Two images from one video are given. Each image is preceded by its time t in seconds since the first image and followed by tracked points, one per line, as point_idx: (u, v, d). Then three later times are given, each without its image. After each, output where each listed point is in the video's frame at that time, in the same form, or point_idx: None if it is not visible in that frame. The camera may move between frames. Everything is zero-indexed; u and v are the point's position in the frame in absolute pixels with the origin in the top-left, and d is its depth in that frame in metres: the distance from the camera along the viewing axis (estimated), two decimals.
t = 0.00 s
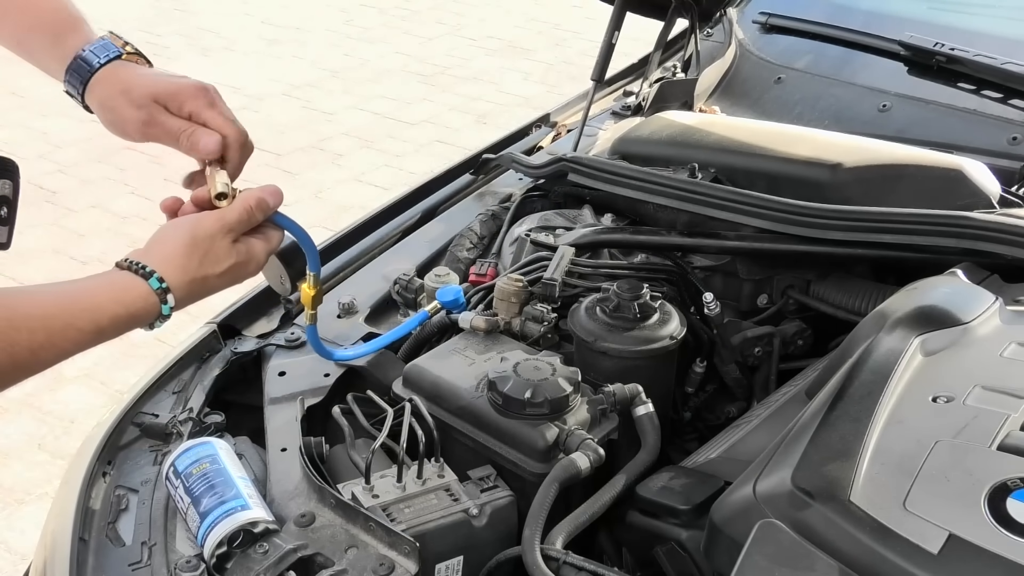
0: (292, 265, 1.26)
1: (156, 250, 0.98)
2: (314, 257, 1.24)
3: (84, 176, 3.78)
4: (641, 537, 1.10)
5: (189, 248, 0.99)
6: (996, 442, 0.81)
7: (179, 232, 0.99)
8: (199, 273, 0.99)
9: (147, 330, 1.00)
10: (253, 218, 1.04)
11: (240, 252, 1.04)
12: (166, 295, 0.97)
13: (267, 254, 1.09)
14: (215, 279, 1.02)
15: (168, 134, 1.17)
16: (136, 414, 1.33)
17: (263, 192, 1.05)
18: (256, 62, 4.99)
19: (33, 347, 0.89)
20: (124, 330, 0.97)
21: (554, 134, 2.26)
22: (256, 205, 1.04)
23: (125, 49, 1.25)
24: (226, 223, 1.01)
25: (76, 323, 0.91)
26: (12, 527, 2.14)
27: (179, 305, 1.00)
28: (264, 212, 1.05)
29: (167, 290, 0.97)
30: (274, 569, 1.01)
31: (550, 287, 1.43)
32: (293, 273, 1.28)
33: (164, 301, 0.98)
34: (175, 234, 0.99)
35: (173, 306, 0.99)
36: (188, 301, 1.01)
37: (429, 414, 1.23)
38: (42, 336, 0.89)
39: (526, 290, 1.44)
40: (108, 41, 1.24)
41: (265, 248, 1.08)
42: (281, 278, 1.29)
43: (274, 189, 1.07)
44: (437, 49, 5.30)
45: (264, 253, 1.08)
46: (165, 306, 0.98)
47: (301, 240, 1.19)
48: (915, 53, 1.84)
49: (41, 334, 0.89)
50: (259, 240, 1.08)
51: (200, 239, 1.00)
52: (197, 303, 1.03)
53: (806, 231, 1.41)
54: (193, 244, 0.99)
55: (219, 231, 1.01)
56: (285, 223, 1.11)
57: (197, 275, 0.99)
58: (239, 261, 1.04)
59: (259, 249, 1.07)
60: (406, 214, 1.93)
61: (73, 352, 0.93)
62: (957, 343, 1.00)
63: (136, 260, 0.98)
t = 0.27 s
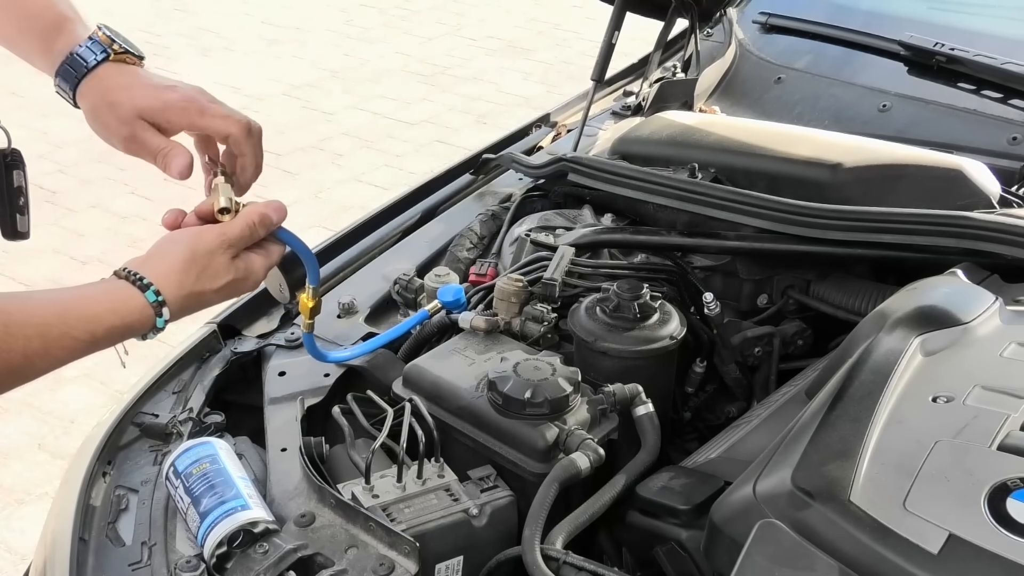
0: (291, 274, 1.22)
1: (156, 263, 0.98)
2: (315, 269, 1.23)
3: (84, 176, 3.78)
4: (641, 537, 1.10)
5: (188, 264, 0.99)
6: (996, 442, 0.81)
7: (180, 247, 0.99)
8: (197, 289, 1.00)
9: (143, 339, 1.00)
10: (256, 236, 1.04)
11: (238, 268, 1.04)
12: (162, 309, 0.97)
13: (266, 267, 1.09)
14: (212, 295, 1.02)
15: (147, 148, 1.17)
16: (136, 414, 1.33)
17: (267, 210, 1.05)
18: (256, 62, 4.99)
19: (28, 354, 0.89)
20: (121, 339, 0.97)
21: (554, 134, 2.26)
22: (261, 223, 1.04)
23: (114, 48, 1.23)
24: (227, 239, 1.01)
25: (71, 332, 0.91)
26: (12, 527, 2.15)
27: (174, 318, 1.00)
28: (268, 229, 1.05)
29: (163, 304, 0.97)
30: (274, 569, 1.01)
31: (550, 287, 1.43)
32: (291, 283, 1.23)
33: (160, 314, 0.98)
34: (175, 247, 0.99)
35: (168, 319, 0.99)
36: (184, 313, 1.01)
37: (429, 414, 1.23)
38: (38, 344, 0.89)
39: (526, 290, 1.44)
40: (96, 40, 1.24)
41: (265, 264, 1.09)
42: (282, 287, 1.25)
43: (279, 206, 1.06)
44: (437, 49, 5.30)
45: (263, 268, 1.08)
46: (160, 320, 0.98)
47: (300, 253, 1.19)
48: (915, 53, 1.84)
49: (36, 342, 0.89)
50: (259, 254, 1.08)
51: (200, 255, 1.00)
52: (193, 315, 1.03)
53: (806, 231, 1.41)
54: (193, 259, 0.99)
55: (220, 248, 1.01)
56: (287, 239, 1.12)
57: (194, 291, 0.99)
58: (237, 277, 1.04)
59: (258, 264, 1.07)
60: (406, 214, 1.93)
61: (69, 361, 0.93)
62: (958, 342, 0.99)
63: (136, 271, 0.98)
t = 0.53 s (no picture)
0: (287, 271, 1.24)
1: (154, 264, 0.98)
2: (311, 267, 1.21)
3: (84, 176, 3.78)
4: (641, 537, 1.10)
5: (186, 264, 0.99)
6: (996, 442, 0.81)
7: (177, 247, 0.99)
8: (195, 289, 1.00)
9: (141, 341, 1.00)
10: (252, 235, 1.04)
11: (236, 267, 1.04)
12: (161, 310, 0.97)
13: (263, 267, 1.09)
14: (210, 295, 1.02)
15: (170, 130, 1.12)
16: (136, 414, 1.33)
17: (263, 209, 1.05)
18: (256, 62, 4.99)
19: (27, 354, 0.89)
20: (118, 342, 0.97)
21: (554, 134, 2.26)
22: (257, 222, 1.04)
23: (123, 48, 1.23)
24: (224, 238, 1.01)
25: (70, 333, 0.91)
26: (12, 527, 2.15)
27: (173, 318, 1.00)
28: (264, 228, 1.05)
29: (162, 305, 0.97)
30: (273, 569, 1.01)
31: (550, 287, 1.43)
32: (291, 281, 1.26)
33: (159, 316, 0.98)
34: (172, 247, 0.99)
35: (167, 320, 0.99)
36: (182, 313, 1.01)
37: (429, 414, 1.23)
38: (37, 344, 0.89)
39: (526, 290, 1.44)
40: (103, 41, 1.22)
41: (262, 262, 1.08)
42: (279, 284, 1.28)
43: (274, 205, 1.06)
44: (437, 49, 5.30)
45: (260, 267, 1.08)
46: (159, 321, 0.98)
47: (298, 254, 1.18)
48: (915, 53, 1.84)
49: (35, 342, 0.89)
50: (256, 253, 1.08)
51: (197, 255, 0.99)
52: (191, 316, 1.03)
53: (806, 231, 1.41)
54: (191, 259, 0.99)
55: (217, 247, 1.01)
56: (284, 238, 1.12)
57: (192, 291, 0.99)
58: (235, 276, 1.04)
59: (256, 263, 1.07)
60: (406, 214, 1.93)
61: (66, 362, 0.93)
62: (958, 342, 1.00)
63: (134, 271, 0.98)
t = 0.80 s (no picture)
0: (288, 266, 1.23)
1: (155, 262, 0.98)
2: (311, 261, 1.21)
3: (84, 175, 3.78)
4: (641, 537, 1.10)
5: (187, 260, 0.98)
6: (996, 442, 0.81)
7: (178, 243, 0.99)
8: (197, 285, 1.00)
9: (145, 338, 1.00)
10: (252, 229, 1.04)
11: (238, 263, 1.04)
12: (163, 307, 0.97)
13: (264, 261, 1.09)
14: (212, 290, 1.02)
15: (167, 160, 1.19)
16: (135, 414, 1.33)
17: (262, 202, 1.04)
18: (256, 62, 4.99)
19: (32, 352, 0.89)
20: (122, 339, 0.97)
21: (554, 134, 2.26)
22: (257, 216, 1.03)
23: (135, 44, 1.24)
24: (225, 234, 1.01)
25: (75, 332, 0.92)
26: (12, 527, 2.15)
27: (176, 315, 1.00)
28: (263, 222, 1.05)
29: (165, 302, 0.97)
30: (273, 569, 1.01)
31: (550, 287, 1.43)
32: (290, 277, 1.25)
33: (162, 313, 0.98)
34: (174, 245, 0.99)
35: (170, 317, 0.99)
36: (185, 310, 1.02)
37: (429, 414, 1.23)
38: (42, 342, 0.90)
39: (526, 290, 1.44)
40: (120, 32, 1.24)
41: (262, 256, 1.08)
42: (278, 280, 1.26)
43: (272, 198, 1.06)
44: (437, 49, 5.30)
45: (262, 262, 1.08)
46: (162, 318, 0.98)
47: (297, 248, 1.18)
48: (915, 53, 1.84)
49: (40, 341, 0.89)
50: (257, 248, 1.08)
51: (199, 251, 0.99)
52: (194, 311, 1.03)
53: (806, 231, 1.41)
54: (192, 255, 0.99)
55: (218, 243, 1.01)
56: (285, 234, 1.11)
57: (194, 287, 0.99)
58: (237, 272, 1.04)
59: (257, 258, 1.07)
60: (406, 214, 1.93)
61: (71, 360, 0.93)
62: (958, 342, 1.00)
63: (135, 270, 0.98)
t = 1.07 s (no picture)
0: (289, 266, 1.24)
1: (158, 263, 0.98)
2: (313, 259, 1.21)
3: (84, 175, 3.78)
4: (641, 537, 1.10)
5: (190, 262, 0.99)
6: (996, 442, 0.81)
7: (181, 245, 0.99)
8: (200, 286, 1.00)
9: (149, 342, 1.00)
10: (253, 229, 1.04)
11: (239, 263, 1.05)
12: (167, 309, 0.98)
13: (264, 260, 1.10)
14: (215, 291, 1.03)
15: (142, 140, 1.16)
16: (136, 414, 1.33)
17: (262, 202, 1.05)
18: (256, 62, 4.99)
19: (36, 355, 0.89)
20: (124, 343, 0.97)
21: (554, 134, 2.26)
22: (257, 216, 1.04)
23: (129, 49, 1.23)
24: (226, 235, 1.01)
25: (78, 334, 0.91)
26: (13, 527, 2.15)
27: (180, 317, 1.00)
28: (263, 222, 1.05)
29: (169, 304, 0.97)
30: (273, 569, 1.01)
31: (550, 287, 1.43)
32: (291, 276, 1.25)
33: (166, 317, 0.98)
34: (176, 246, 0.99)
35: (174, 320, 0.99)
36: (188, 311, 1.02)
37: (429, 414, 1.23)
38: (45, 344, 0.89)
39: (526, 290, 1.44)
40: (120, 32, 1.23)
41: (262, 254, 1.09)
42: (279, 279, 1.27)
43: (272, 197, 1.07)
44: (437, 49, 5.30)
45: (263, 261, 1.09)
46: (166, 321, 0.98)
47: (298, 246, 1.18)
48: (915, 53, 1.84)
49: (44, 343, 0.89)
50: (257, 247, 1.08)
51: (201, 253, 1.00)
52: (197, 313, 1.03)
53: (806, 231, 1.41)
54: (195, 256, 0.99)
55: (220, 243, 1.01)
56: (285, 231, 1.11)
57: (198, 288, 1.00)
58: (239, 272, 1.05)
59: (258, 257, 1.08)
60: (406, 214, 1.93)
61: (74, 363, 0.93)
62: (958, 342, 0.99)
63: (138, 272, 0.98)
